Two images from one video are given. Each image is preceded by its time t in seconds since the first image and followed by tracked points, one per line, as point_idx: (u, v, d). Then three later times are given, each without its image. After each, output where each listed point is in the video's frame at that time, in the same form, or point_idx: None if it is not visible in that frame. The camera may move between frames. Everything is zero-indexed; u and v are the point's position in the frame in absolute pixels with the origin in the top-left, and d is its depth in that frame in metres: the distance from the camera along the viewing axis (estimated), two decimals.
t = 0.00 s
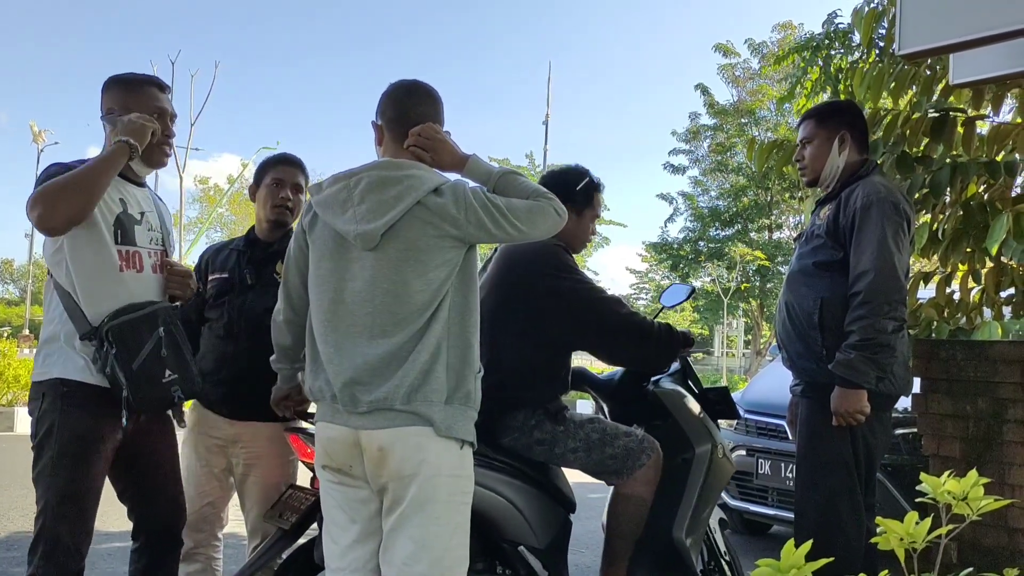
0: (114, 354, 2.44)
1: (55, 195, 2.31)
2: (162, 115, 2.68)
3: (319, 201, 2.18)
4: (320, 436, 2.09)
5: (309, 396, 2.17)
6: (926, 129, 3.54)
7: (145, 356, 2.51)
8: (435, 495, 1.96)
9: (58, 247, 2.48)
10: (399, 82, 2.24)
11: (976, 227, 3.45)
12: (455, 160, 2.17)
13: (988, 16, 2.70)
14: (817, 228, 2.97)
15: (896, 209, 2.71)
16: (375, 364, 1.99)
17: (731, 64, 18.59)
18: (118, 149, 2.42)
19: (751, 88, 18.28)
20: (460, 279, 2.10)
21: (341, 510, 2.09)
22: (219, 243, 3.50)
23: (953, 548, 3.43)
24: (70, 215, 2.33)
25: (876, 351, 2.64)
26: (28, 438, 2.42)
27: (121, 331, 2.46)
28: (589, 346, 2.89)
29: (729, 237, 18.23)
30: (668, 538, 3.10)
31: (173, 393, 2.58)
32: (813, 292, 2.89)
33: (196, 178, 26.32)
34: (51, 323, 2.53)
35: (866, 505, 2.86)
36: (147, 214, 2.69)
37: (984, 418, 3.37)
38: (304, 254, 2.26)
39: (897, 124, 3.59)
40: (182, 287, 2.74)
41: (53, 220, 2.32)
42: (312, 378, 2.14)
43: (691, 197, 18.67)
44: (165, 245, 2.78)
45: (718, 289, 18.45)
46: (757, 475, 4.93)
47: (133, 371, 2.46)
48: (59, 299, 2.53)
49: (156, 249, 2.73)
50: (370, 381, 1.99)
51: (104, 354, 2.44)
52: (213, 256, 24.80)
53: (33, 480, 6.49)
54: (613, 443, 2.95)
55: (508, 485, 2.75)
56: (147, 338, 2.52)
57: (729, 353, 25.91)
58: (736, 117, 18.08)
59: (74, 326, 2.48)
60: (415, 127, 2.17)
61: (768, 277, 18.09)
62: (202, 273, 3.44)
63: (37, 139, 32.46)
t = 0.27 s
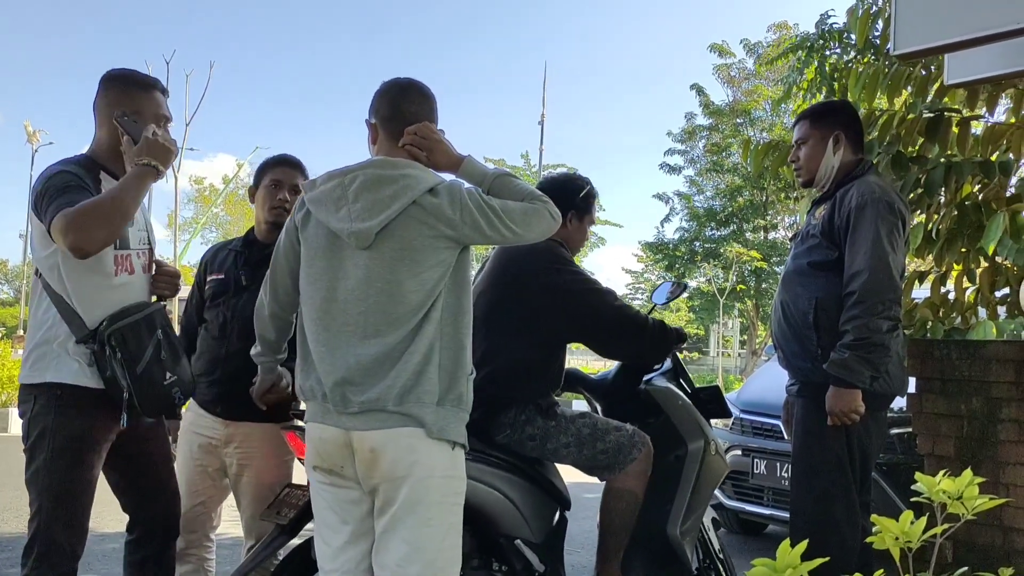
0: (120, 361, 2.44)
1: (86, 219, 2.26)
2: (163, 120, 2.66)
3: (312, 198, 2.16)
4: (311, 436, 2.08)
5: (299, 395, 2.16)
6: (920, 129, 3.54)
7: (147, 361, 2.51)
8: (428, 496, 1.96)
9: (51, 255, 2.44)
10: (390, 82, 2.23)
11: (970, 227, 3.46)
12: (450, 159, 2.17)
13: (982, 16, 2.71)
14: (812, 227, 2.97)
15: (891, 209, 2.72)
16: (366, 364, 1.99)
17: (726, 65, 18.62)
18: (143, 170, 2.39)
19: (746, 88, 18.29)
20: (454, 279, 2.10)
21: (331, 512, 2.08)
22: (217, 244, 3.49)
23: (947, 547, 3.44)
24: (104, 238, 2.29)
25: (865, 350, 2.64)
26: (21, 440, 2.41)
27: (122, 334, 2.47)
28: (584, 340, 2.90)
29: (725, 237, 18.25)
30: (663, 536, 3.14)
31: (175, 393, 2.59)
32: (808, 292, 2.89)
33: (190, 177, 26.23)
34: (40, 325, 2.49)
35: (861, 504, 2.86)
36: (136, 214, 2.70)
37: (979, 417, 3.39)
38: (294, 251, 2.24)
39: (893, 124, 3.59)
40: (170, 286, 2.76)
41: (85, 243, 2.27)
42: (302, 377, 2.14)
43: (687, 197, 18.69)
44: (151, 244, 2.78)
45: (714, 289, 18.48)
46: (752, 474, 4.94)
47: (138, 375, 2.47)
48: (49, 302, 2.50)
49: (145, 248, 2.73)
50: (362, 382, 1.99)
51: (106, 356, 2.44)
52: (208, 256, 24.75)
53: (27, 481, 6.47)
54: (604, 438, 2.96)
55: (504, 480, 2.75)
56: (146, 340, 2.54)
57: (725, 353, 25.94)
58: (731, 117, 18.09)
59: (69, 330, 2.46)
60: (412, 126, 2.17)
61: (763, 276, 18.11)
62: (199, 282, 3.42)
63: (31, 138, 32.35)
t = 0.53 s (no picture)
0: (124, 351, 2.43)
1: (89, 217, 2.26)
2: (168, 125, 2.63)
3: (306, 189, 2.15)
4: (302, 432, 2.07)
5: (289, 388, 2.15)
6: (920, 126, 3.55)
7: (152, 354, 2.49)
8: (420, 495, 1.95)
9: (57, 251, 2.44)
10: (388, 74, 2.22)
11: (970, 223, 3.46)
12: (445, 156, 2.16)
13: (982, 13, 2.70)
14: (812, 224, 2.97)
15: (891, 205, 2.71)
16: (357, 359, 1.98)
17: (725, 62, 18.61)
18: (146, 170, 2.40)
19: (744, 86, 18.29)
20: (448, 275, 2.09)
21: (320, 510, 2.08)
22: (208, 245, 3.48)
23: (947, 544, 3.44)
24: (108, 236, 2.29)
25: (871, 348, 2.65)
26: (24, 438, 2.40)
27: (128, 330, 2.46)
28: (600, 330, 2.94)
29: (724, 235, 18.25)
30: (669, 526, 3.13)
31: (179, 388, 2.57)
32: (808, 288, 2.89)
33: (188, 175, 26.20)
34: (41, 322, 2.48)
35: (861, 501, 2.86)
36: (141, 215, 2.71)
37: (978, 413, 3.39)
38: (287, 243, 2.24)
39: (892, 121, 3.59)
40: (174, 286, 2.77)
41: (89, 241, 2.28)
42: (293, 370, 2.13)
43: (686, 195, 18.69)
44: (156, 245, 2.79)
45: (713, 286, 18.49)
46: (751, 471, 4.94)
47: (142, 369, 2.46)
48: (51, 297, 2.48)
49: (150, 249, 2.72)
50: (353, 376, 1.99)
51: (112, 350, 2.43)
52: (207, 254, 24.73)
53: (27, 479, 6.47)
54: (617, 432, 2.95)
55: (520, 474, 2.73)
56: (152, 335, 2.52)
57: (724, 350, 25.96)
58: (730, 114, 18.09)
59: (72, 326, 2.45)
60: (408, 121, 2.16)
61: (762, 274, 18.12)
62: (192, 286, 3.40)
63: (29, 136, 32.28)
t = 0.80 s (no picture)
0: (108, 352, 2.43)
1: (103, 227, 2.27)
2: (196, 147, 2.68)
3: (310, 183, 2.14)
4: (299, 432, 2.06)
5: (288, 386, 2.14)
6: (919, 123, 3.55)
7: (138, 356, 2.51)
8: (421, 496, 1.96)
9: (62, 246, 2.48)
10: (389, 71, 2.21)
11: (969, 221, 3.46)
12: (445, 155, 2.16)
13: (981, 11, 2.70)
14: (811, 223, 2.97)
15: (890, 203, 2.71)
16: (361, 356, 1.98)
17: (724, 60, 18.61)
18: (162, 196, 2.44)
19: (743, 84, 18.29)
20: (451, 274, 2.10)
21: (315, 512, 2.07)
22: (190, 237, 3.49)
23: (946, 542, 3.44)
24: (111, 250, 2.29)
25: (872, 347, 2.65)
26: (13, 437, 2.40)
27: (115, 330, 2.46)
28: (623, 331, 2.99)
29: (723, 233, 18.25)
30: (681, 523, 3.14)
31: (154, 396, 2.55)
32: (808, 287, 2.89)
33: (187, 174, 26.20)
34: (39, 317, 2.51)
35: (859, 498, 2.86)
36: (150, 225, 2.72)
37: (976, 412, 3.39)
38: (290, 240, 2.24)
39: (891, 118, 3.60)
40: (174, 299, 2.77)
41: (94, 250, 2.27)
42: (294, 368, 2.12)
43: (685, 193, 18.70)
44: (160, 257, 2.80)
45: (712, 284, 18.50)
46: (750, 469, 4.95)
47: (121, 369, 2.44)
48: (51, 291, 2.53)
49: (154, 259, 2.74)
50: (355, 374, 1.99)
51: (97, 347, 2.43)
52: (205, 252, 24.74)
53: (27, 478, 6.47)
54: (639, 429, 2.97)
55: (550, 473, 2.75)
56: (139, 337, 2.52)
57: (723, 348, 25.99)
58: (728, 112, 18.10)
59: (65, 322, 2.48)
60: (412, 117, 2.16)
61: (760, 272, 18.14)
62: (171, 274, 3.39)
63: (27, 135, 32.24)
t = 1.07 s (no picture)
0: (101, 354, 2.41)
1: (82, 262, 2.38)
2: (205, 166, 2.76)
3: (326, 182, 2.13)
4: (307, 434, 2.07)
5: (294, 385, 2.14)
6: (917, 123, 3.55)
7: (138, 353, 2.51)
8: (428, 500, 1.97)
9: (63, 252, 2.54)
10: (403, 68, 2.21)
11: (967, 221, 3.47)
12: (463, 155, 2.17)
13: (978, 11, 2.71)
14: (809, 224, 2.98)
15: (887, 204, 2.71)
16: (377, 357, 1.99)
17: (721, 60, 18.62)
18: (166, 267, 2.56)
19: (741, 84, 18.31)
20: (467, 276, 2.10)
21: (317, 517, 2.08)
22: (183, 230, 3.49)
23: (945, 541, 3.44)
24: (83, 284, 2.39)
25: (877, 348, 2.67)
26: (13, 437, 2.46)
27: (111, 333, 2.45)
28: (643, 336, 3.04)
29: (721, 233, 18.26)
30: (686, 516, 3.23)
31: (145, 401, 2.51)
32: (806, 288, 2.89)
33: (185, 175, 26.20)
34: (39, 319, 2.55)
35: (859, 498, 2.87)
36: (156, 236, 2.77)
37: (975, 411, 3.39)
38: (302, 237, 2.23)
39: (889, 121, 3.57)
40: (172, 308, 2.79)
41: (70, 283, 2.38)
42: (303, 368, 2.12)
43: (683, 194, 18.73)
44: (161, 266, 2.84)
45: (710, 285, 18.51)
46: (749, 469, 4.95)
47: (114, 372, 2.43)
48: (51, 295, 2.57)
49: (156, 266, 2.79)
50: (370, 376, 1.99)
51: (92, 350, 2.44)
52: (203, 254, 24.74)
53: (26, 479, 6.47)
54: (653, 428, 3.04)
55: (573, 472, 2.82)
56: (134, 341, 2.50)
57: (722, 348, 25.99)
58: (726, 113, 18.12)
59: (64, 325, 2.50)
60: (428, 115, 2.16)
61: (759, 272, 18.15)
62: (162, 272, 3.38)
63: (26, 137, 32.24)
